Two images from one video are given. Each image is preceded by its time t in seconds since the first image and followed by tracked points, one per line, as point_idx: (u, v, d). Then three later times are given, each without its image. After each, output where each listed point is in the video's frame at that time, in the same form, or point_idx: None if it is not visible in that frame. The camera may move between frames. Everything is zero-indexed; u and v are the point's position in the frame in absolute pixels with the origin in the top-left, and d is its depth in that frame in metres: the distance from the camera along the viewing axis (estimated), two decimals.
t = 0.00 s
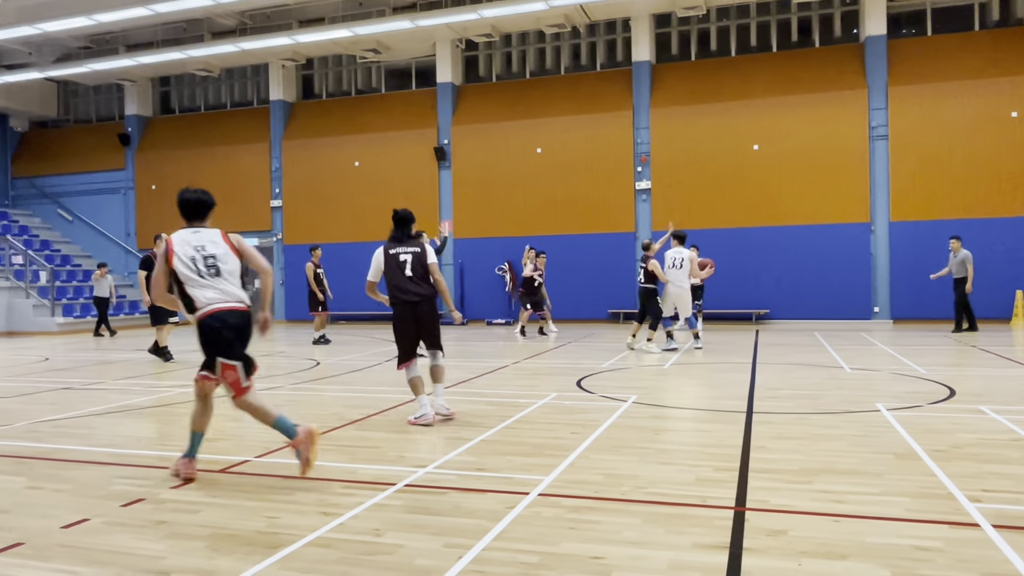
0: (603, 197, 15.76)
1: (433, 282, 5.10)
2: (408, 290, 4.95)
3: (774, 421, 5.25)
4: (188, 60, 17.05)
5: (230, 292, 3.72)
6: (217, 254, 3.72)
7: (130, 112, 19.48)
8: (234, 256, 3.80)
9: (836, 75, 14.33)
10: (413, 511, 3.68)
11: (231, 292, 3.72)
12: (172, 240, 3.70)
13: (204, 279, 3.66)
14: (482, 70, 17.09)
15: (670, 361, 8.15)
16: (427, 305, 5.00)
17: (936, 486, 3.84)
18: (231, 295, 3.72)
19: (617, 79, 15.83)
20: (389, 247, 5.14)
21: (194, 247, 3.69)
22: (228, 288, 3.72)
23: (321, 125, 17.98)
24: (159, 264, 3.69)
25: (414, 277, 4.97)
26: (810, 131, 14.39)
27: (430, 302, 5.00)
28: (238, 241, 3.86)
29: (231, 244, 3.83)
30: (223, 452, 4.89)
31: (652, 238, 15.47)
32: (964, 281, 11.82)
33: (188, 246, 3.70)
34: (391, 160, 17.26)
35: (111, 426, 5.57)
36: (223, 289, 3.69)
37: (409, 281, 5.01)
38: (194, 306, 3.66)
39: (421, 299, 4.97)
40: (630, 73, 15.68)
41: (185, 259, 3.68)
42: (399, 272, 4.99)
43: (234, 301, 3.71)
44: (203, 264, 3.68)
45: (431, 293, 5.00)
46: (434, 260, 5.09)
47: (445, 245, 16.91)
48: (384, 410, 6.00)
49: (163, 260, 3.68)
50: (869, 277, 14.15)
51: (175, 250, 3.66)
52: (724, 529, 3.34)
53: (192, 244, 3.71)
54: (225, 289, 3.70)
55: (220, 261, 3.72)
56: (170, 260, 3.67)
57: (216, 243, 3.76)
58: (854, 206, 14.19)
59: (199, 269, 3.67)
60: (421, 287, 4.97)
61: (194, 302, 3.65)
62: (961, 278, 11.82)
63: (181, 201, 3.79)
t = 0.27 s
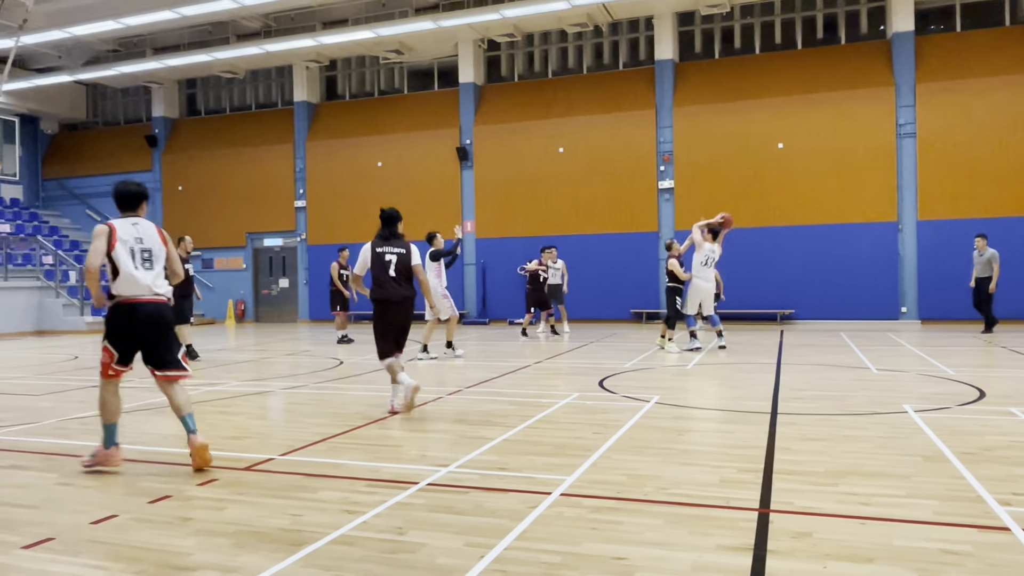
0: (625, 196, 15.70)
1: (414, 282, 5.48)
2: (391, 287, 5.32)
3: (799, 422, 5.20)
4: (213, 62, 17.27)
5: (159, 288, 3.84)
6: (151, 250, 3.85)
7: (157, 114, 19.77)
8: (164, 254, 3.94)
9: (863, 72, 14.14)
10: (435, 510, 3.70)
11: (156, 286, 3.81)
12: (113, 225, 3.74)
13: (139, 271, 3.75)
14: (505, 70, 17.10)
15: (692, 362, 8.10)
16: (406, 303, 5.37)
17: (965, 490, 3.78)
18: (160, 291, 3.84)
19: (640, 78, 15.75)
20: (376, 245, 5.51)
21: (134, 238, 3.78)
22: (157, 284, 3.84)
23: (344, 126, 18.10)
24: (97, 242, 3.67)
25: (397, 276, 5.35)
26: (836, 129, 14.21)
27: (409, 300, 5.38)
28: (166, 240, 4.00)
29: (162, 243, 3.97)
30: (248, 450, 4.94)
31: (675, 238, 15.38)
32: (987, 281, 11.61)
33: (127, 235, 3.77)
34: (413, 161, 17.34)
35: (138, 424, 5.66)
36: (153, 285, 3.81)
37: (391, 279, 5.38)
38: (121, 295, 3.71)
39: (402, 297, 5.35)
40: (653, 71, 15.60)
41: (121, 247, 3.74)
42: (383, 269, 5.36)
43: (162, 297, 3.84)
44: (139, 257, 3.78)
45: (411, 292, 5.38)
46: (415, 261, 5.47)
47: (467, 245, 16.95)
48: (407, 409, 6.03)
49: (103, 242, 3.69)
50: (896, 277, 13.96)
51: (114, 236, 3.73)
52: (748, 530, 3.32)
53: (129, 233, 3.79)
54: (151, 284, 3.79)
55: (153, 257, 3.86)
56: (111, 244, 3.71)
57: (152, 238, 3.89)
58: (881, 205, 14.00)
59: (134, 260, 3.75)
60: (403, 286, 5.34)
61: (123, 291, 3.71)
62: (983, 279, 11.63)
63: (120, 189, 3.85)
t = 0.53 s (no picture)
0: (649, 196, 15.63)
1: (401, 286, 5.73)
2: (378, 293, 5.60)
3: (826, 424, 5.14)
4: (239, 64, 17.47)
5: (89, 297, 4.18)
6: (79, 260, 4.17)
7: (184, 115, 20.04)
8: (96, 263, 4.24)
9: (891, 69, 13.93)
10: (458, 509, 3.71)
11: (88, 296, 4.16)
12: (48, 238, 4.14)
13: (65, 283, 4.10)
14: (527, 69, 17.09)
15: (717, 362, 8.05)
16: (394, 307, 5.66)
17: (996, 493, 3.71)
18: (89, 299, 4.17)
19: (663, 76, 15.65)
20: (364, 250, 5.72)
21: (62, 251, 4.13)
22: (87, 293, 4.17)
23: (367, 126, 18.21)
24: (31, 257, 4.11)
25: (385, 281, 5.61)
26: (863, 127, 14.04)
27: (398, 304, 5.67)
28: (106, 247, 4.26)
29: (100, 251, 4.25)
30: (273, 448, 5.00)
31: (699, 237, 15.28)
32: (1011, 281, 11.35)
33: (58, 248, 4.13)
34: (436, 161, 17.40)
35: (165, 422, 5.75)
36: (82, 295, 4.15)
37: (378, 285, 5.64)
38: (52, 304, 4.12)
39: (389, 303, 5.64)
40: (676, 70, 15.51)
41: (51, 262, 4.12)
42: (370, 276, 5.61)
43: (91, 304, 4.18)
44: (66, 268, 4.12)
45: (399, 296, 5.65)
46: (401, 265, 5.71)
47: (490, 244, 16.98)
48: (429, 408, 6.06)
49: (35, 257, 4.11)
50: (925, 276, 13.75)
51: (45, 249, 4.12)
52: (774, 532, 3.29)
53: (64, 245, 4.16)
54: (85, 294, 4.16)
55: (83, 267, 4.17)
56: (40, 258, 4.11)
57: (84, 249, 4.20)
58: (909, 204, 13.80)
59: (63, 272, 4.10)
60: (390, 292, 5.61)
61: (53, 301, 4.10)
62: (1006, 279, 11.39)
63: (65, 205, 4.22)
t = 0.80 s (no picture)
0: (671, 195, 15.55)
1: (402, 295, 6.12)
2: (374, 305, 6.01)
3: (851, 425, 5.08)
4: (264, 66, 17.66)
5: (42, 296, 4.41)
6: (32, 262, 4.38)
7: (210, 117, 20.29)
8: (50, 264, 4.43)
9: (919, 65, 13.72)
10: (480, 508, 3.72)
11: (41, 296, 4.40)
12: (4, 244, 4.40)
13: (18, 286, 4.34)
14: (550, 69, 17.07)
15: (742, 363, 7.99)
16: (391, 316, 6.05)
17: None
18: (42, 298, 4.41)
19: (686, 75, 15.56)
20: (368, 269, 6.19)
21: (15, 255, 4.35)
22: (40, 293, 4.41)
23: (390, 127, 18.30)
24: None
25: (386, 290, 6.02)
26: (891, 125, 13.83)
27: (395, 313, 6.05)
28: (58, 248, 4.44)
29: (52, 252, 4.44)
30: (297, 446, 5.05)
31: (723, 237, 15.17)
32: None
33: (11, 252, 4.36)
34: (458, 161, 17.44)
35: (191, 420, 5.83)
36: (35, 295, 4.38)
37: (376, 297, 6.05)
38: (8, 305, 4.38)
39: (390, 310, 6.03)
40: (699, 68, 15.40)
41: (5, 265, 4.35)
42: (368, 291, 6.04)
43: (45, 304, 4.42)
44: (18, 271, 4.34)
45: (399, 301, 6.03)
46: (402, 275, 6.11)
47: (512, 244, 16.99)
48: (452, 407, 6.08)
49: None
50: (954, 276, 13.52)
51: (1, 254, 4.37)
52: (798, 534, 3.26)
53: (17, 250, 4.38)
54: (38, 294, 4.39)
55: (35, 268, 4.38)
56: None
57: (35, 251, 4.39)
58: (938, 203, 13.58)
59: (15, 275, 4.34)
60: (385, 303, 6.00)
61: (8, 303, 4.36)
62: None
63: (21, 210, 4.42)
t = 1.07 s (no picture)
0: (693, 194, 15.46)
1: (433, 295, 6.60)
2: (406, 298, 6.58)
3: (877, 427, 5.01)
4: (287, 68, 17.84)
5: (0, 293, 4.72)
6: None
7: (234, 119, 20.53)
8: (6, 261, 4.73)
9: (946, 62, 13.51)
10: (502, 508, 3.73)
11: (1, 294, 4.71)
12: None
13: None
14: (571, 68, 17.04)
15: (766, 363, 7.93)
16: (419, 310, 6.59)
17: None
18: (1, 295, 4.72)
19: (709, 73, 15.46)
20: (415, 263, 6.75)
21: None
22: None
23: (412, 127, 18.38)
24: None
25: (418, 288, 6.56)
26: (918, 122, 13.64)
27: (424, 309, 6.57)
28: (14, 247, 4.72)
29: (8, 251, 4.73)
30: (320, 445, 5.09)
31: (746, 237, 15.06)
32: None
33: None
34: (479, 161, 17.48)
35: (216, 418, 5.90)
36: None
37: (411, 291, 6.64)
38: None
39: (417, 307, 6.56)
40: (723, 66, 15.30)
41: None
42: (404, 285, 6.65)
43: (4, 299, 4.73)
44: None
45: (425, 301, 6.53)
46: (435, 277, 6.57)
47: (533, 244, 17.00)
48: (474, 407, 6.09)
49: None
50: (983, 275, 13.31)
51: None
52: (822, 537, 3.22)
53: None
54: None
55: None
56: None
57: None
58: (966, 201, 13.37)
59: None
60: (416, 299, 6.57)
61: None
62: None
63: None
